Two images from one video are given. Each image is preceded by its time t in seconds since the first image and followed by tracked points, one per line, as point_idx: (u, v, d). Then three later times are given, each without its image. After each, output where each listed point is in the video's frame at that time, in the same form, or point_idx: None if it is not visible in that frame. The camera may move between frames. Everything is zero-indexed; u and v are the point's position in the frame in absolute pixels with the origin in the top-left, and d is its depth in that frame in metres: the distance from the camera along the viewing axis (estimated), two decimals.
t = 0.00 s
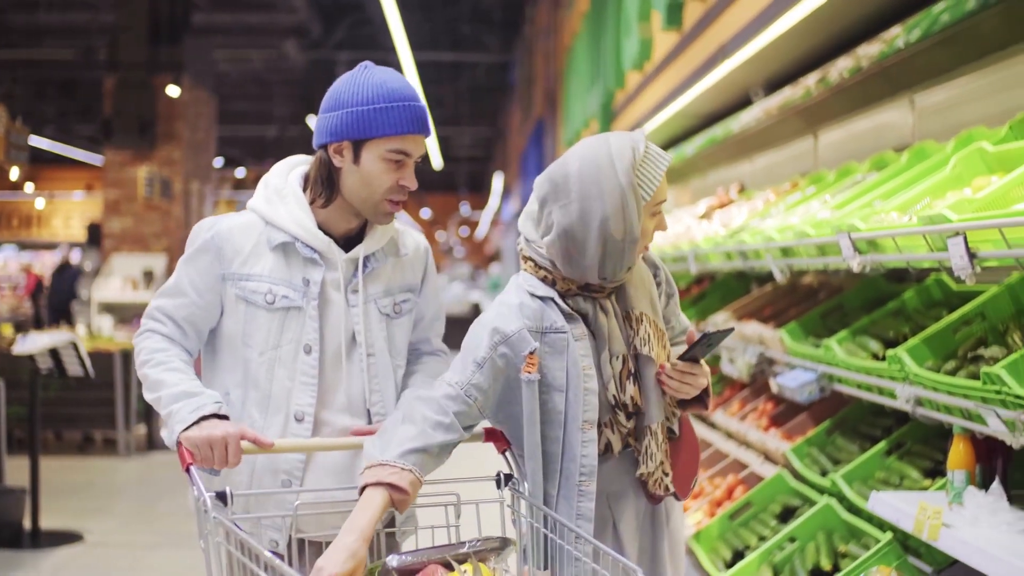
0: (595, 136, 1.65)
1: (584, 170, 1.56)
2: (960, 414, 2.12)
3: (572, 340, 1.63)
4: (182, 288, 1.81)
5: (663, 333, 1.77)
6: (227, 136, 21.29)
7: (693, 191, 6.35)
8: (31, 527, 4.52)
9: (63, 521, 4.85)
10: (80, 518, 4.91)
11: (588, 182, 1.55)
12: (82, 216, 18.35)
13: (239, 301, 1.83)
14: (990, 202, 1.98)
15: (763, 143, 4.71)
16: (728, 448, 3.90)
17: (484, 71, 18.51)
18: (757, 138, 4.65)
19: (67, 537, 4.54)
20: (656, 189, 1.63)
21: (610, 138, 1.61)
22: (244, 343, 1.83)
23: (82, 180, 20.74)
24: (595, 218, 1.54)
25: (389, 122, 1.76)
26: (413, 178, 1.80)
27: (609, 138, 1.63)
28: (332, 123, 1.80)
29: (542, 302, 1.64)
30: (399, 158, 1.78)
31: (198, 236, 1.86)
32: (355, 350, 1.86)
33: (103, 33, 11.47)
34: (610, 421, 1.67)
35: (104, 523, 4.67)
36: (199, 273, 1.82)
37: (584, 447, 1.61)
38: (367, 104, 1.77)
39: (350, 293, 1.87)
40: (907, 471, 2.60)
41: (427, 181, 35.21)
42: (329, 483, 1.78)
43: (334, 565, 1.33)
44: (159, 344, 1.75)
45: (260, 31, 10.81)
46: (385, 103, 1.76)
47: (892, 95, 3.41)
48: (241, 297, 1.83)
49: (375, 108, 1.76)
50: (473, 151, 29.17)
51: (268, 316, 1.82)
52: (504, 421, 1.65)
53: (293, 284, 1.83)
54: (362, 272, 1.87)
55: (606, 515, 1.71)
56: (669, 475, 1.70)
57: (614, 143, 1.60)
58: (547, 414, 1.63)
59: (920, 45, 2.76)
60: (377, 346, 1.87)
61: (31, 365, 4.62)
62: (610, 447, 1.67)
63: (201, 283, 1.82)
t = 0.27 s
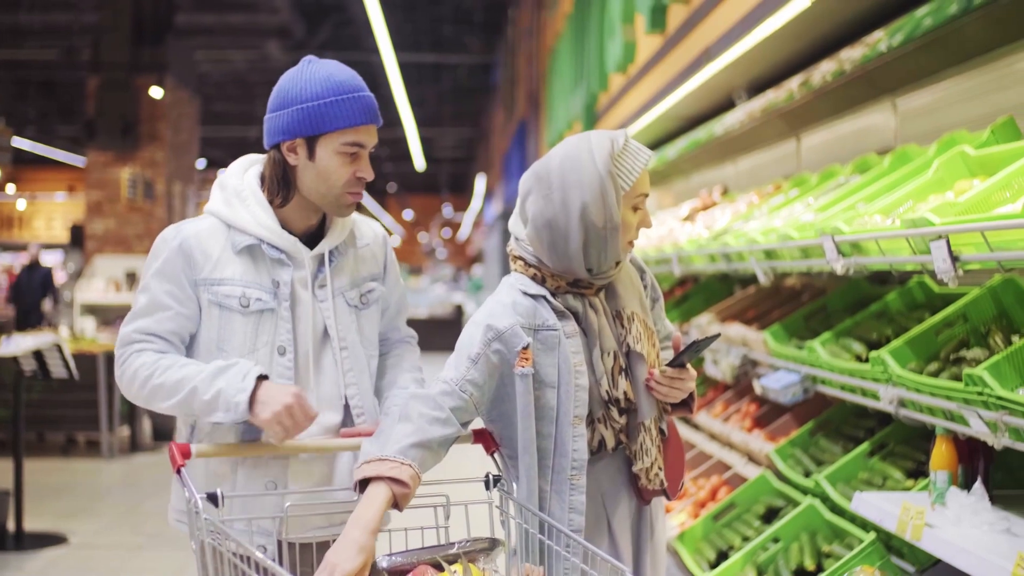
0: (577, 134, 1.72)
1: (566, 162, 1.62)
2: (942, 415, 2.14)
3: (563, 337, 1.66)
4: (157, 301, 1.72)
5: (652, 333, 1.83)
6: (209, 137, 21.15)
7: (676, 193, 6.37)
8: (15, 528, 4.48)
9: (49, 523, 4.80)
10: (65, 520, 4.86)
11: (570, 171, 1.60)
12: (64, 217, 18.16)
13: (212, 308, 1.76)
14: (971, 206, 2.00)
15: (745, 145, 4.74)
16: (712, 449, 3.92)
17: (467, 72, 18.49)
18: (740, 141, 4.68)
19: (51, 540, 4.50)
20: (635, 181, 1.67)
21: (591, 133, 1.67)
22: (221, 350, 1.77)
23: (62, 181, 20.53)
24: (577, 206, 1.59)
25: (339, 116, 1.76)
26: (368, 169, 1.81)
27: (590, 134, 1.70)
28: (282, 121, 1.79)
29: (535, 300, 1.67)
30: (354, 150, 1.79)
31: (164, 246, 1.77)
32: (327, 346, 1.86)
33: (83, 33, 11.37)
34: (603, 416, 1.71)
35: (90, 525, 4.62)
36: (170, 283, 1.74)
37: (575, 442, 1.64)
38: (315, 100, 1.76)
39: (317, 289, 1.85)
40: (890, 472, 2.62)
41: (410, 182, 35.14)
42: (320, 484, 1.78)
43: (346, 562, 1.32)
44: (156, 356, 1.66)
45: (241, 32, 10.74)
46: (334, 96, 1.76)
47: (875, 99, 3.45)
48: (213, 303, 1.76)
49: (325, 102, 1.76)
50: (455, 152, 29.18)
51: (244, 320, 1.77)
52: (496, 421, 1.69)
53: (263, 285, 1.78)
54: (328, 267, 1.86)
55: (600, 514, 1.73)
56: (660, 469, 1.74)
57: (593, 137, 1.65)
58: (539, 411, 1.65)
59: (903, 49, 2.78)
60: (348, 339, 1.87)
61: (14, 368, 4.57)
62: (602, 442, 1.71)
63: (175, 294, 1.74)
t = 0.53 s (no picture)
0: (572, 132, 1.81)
1: (553, 152, 1.71)
2: (925, 415, 2.16)
3: (555, 327, 1.74)
4: (179, 317, 1.64)
5: (643, 327, 1.91)
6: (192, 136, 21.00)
7: (659, 193, 6.40)
8: None
9: (31, 523, 4.76)
10: (47, 520, 4.81)
11: (557, 161, 1.69)
12: (44, 216, 17.97)
13: (220, 313, 1.71)
14: (954, 208, 2.02)
15: (729, 147, 4.77)
16: (695, 449, 3.93)
17: (450, 73, 18.46)
18: (724, 143, 4.70)
19: (34, 540, 4.45)
20: (622, 173, 1.75)
21: (581, 130, 1.76)
22: (231, 356, 1.73)
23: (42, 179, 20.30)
24: (561, 193, 1.67)
25: (308, 116, 1.75)
26: (336, 170, 1.80)
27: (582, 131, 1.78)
28: (247, 123, 1.76)
29: (526, 290, 1.75)
30: (322, 151, 1.78)
31: (159, 260, 1.68)
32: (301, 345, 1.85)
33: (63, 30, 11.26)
34: (596, 405, 1.77)
35: (72, 525, 4.58)
36: (180, 297, 1.67)
37: (565, 430, 1.71)
38: (283, 101, 1.74)
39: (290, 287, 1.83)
40: (873, 472, 2.64)
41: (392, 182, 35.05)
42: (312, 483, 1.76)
43: (359, 540, 1.36)
44: (214, 369, 1.62)
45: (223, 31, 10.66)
46: (301, 97, 1.75)
47: (858, 101, 3.47)
48: (221, 308, 1.71)
49: (292, 103, 1.74)
50: (438, 152, 29.13)
51: (249, 322, 1.74)
52: (489, 410, 1.77)
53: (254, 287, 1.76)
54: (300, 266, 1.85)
55: (589, 509, 1.79)
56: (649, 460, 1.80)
57: (580, 131, 1.74)
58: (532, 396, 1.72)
59: (885, 52, 2.81)
60: (320, 333, 1.87)
61: None
62: (594, 433, 1.77)
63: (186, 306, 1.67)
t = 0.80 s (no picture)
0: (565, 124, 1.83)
1: (544, 143, 1.73)
2: (917, 413, 2.17)
3: (550, 317, 1.74)
4: (195, 339, 1.63)
5: (638, 316, 1.93)
6: (180, 134, 20.88)
7: (650, 192, 6.41)
8: None
9: (21, 522, 4.72)
10: (38, 519, 4.78)
11: (547, 151, 1.71)
12: (30, 215, 17.82)
13: (231, 330, 1.70)
14: (946, 207, 2.03)
15: (719, 146, 4.78)
16: (686, 447, 3.94)
17: (438, 71, 18.42)
18: (714, 141, 4.72)
19: (25, 539, 4.41)
20: (613, 160, 1.76)
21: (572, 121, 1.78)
22: (241, 370, 1.73)
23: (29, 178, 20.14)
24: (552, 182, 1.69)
25: (304, 123, 1.75)
26: (330, 177, 1.80)
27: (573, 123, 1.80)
28: (241, 131, 1.75)
29: (521, 281, 1.76)
30: (316, 158, 1.78)
31: (171, 279, 1.65)
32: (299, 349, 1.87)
33: (50, 28, 11.17)
34: (594, 395, 1.78)
35: (64, 524, 4.55)
36: (194, 318, 1.65)
37: (560, 420, 1.71)
38: (279, 108, 1.74)
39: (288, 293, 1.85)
40: (865, 469, 2.65)
41: (381, 181, 34.96)
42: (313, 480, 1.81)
43: (412, 480, 1.35)
44: (234, 396, 1.63)
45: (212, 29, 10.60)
46: (296, 104, 1.75)
47: (849, 100, 3.49)
48: (232, 325, 1.70)
49: (289, 111, 1.74)
50: (427, 151, 29.07)
51: (259, 336, 1.74)
52: (486, 401, 1.77)
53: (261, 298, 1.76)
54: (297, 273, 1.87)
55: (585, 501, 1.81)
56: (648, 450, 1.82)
57: (569, 122, 1.76)
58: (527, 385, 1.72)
59: (875, 51, 2.82)
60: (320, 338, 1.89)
61: None
62: (592, 424, 1.78)
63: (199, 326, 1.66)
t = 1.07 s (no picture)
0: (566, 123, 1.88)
1: (541, 139, 1.78)
2: (912, 412, 2.18)
3: (546, 312, 1.76)
4: (208, 349, 1.62)
5: (637, 315, 1.95)
6: (170, 134, 20.80)
7: (642, 193, 6.43)
8: None
9: (14, 523, 4.69)
10: (31, 520, 4.75)
11: (543, 147, 1.76)
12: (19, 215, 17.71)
13: (246, 338, 1.69)
14: (942, 207, 2.05)
15: (712, 146, 4.80)
16: (681, 446, 3.95)
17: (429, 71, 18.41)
18: (708, 141, 4.73)
19: (19, 540, 4.39)
20: (609, 159, 1.80)
21: (571, 120, 1.83)
22: (253, 378, 1.72)
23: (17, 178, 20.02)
24: (546, 177, 1.73)
25: (331, 129, 1.75)
26: (352, 183, 1.81)
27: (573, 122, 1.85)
28: (269, 134, 1.74)
29: (519, 276, 1.78)
30: (340, 164, 1.78)
31: (193, 287, 1.64)
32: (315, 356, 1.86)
33: (41, 28, 11.10)
34: (591, 391, 1.78)
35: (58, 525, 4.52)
36: (214, 330, 1.63)
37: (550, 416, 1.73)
38: (307, 112, 1.73)
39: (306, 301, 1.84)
40: (861, 467, 2.66)
41: (371, 181, 34.92)
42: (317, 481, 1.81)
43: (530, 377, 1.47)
44: (232, 402, 1.61)
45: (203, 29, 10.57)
46: (324, 109, 1.75)
47: (842, 100, 3.51)
48: (248, 334, 1.69)
49: (316, 115, 1.74)
50: (417, 151, 29.06)
51: (275, 344, 1.73)
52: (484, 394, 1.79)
53: (280, 307, 1.75)
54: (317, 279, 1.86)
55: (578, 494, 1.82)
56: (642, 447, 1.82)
57: (568, 121, 1.80)
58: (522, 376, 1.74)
59: (869, 52, 2.83)
60: (338, 344, 1.88)
61: None
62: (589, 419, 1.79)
63: (217, 337, 1.64)
